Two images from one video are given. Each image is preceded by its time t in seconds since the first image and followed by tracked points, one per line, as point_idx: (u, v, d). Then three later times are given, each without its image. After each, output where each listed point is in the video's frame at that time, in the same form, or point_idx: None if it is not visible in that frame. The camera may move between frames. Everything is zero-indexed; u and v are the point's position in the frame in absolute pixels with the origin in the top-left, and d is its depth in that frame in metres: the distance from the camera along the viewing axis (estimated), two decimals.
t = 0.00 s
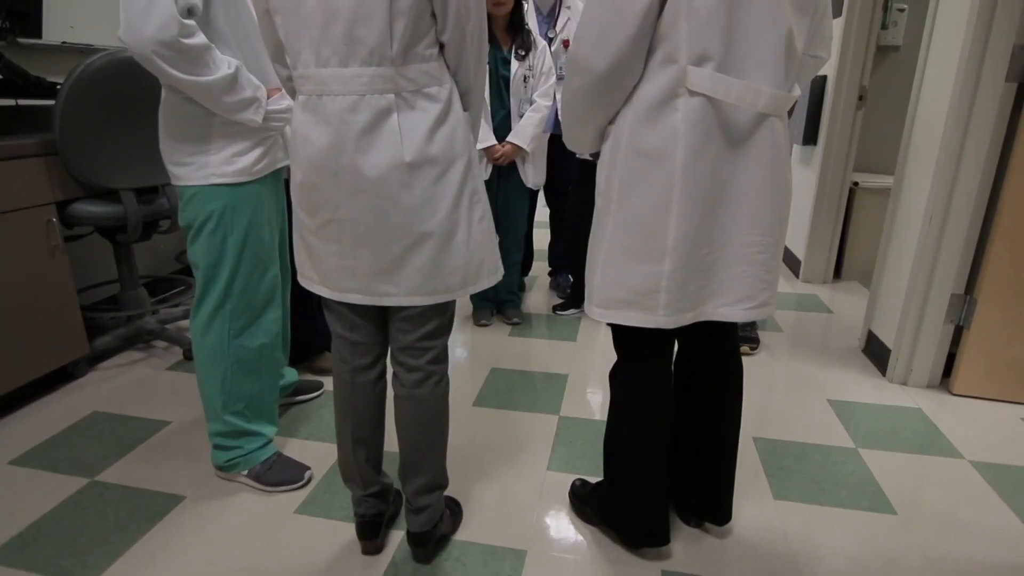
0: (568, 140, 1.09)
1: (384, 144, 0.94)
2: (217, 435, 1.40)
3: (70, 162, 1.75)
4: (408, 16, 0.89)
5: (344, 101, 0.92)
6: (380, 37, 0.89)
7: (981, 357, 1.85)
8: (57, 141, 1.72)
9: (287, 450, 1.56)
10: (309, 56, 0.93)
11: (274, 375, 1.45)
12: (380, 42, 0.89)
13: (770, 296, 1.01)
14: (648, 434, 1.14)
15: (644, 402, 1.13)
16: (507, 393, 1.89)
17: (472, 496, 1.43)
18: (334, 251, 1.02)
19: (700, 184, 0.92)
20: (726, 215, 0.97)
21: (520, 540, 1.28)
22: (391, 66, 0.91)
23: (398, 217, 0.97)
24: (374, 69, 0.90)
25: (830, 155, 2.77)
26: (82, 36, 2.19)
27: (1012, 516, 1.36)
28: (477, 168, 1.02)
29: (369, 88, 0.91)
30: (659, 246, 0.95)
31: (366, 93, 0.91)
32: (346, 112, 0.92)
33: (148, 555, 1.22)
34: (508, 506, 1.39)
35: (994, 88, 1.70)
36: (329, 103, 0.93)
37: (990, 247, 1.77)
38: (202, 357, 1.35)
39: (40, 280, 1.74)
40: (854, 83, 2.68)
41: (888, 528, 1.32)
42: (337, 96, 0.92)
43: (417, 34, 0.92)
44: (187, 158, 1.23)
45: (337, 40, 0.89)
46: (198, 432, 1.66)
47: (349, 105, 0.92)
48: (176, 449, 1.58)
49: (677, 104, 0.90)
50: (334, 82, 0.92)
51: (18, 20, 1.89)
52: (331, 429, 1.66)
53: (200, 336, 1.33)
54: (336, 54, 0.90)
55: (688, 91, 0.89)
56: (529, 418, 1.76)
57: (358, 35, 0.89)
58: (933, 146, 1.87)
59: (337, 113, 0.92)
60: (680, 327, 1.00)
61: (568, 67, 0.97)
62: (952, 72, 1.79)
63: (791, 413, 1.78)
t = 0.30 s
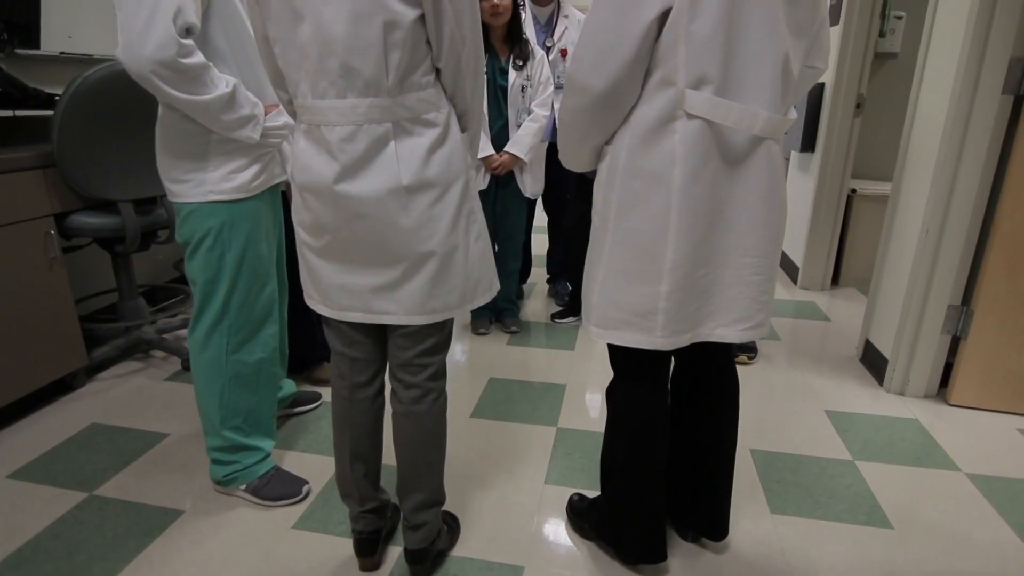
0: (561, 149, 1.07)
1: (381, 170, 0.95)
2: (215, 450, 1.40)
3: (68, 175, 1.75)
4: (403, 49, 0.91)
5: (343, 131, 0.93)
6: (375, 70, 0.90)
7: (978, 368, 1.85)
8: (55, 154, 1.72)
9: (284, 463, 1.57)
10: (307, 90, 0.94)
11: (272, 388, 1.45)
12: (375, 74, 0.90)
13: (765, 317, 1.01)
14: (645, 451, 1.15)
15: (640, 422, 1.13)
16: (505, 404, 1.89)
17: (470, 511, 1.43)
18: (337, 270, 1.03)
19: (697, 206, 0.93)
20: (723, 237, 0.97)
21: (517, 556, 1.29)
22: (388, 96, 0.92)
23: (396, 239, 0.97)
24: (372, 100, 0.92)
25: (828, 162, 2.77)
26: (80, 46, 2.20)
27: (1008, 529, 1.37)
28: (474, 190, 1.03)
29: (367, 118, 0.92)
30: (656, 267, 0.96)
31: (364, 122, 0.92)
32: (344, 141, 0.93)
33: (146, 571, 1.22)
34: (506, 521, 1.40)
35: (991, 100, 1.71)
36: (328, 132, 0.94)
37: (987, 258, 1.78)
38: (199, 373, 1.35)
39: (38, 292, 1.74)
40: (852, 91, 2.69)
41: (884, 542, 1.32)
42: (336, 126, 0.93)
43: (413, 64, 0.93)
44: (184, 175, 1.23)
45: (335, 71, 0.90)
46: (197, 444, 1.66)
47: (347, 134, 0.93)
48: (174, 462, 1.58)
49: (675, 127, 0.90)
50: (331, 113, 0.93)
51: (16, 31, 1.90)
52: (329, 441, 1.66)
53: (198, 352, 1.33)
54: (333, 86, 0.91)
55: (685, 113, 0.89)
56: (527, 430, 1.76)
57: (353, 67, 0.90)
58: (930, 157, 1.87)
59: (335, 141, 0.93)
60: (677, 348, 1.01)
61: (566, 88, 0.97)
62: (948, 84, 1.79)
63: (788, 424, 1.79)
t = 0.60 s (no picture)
0: (563, 174, 1.07)
1: (380, 193, 0.95)
2: (215, 464, 1.40)
3: (69, 187, 1.75)
4: (399, 76, 0.91)
5: (342, 156, 0.93)
6: (371, 95, 0.90)
7: (977, 380, 1.86)
8: (56, 166, 1.73)
9: (284, 475, 1.57)
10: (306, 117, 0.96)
11: (272, 402, 1.45)
12: (372, 100, 0.90)
13: (764, 337, 1.02)
14: (643, 471, 1.15)
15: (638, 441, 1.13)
16: (504, 415, 1.89)
17: (468, 525, 1.44)
18: (338, 290, 1.04)
19: (695, 230, 0.93)
20: (721, 259, 0.97)
21: (515, 572, 1.29)
22: (386, 121, 0.93)
23: (395, 261, 0.97)
24: (370, 125, 0.92)
25: (827, 170, 2.78)
26: (81, 56, 2.20)
27: (1005, 544, 1.37)
28: (473, 211, 1.03)
29: (365, 142, 0.93)
30: (655, 290, 0.96)
31: (362, 147, 0.93)
32: (342, 165, 0.94)
33: None
34: (504, 536, 1.40)
35: (989, 114, 1.71)
36: (327, 158, 0.94)
37: (986, 271, 1.78)
38: (199, 388, 1.35)
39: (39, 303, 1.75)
40: (852, 99, 2.69)
41: (881, 558, 1.33)
42: (335, 151, 0.94)
43: (411, 88, 0.94)
44: (185, 192, 1.24)
45: (332, 98, 0.91)
46: (197, 456, 1.66)
47: (346, 158, 0.93)
48: (174, 474, 1.58)
49: (675, 151, 0.91)
50: (330, 138, 0.94)
51: (17, 43, 1.90)
52: (329, 453, 1.67)
53: (198, 367, 1.33)
54: (331, 112, 0.92)
55: (684, 137, 0.90)
56: (526, 442, 1.76)
57: (351, 94, 0.90)
58: (930, 169, 1.87)
59: (334, 166, 0.94)
60: (675, 368, 1.01)
61: (566, 111, 0.97)
62: (948, 96, 1.79)
63: (787, 436, 1.79)
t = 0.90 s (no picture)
0: (562, 195, 1.08)
1: (372, 216, 0.95)
2: (215, 479, 1.40)
3: (69, 198, 1.76)
4: (389, 98, 0.91)
5: (334, 177, 0.94)
6: (362, 118, 0.90)
7: (974, 391, 1.86)
8: (56, 178, 1.73)
9: (284, 488, 1.58)
10: (300, 138, 0.97)
11: (271, 416, 1.46)
12: (363, 123, 0.90)
13: (760, 358, 1.02)
14: (639, 491, 1.13)
15: (632, 462, 1.11)
16: (503, 425, 1.89)
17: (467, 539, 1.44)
18: (334, 310, 1.04)
19: (692, 254, 0.93)
20: (718, 282, 0.98)
21: None
22: (376, 143, 0.93)
23: (391, 283, 0.98)
24: (360, 147, 0.93)
25: (826, 177, 2.78)
26: (80, 65, 2.21)
27: (1001, 558, 1.38)
28: (472, 231, 1.03)
29: (356, 164, 0.93)
30: (652, 312, 0.97)
31: (354, 169, 0.94)
32: (334, 186, 0.94)
33: None
34: (503, 549, 1.40)
35: (987, 126, 1.71)
36: (319, 178, 0.95)
37: (982, 283, 1.79)
38: (199, 403, 1.35)
39: (40, 315, 1.76)
40: (851, 107, 2.69)
41: (878, 573, 1.33)
42: (327, 172, 0.94)
43: (402, 110, 0.94)
44: (185, 210, 1.24)
45: (324, 120, 0.91)
46: (197, 468, 1.67)
47: (337, 179, 0.94)
48: (175, 487, 1.59)
49: (671, 176, 0.91)
50: (323, 161, 0.94)
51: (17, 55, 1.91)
52: (328, 465, 1.67)
53: (198, 383, 1.34)
54: (324, 134, 0.93)
55: (682, 163, 0.90)
56: (524, 453, 1.76)
57: (341, 116, 0.90)
58: (928, 180, 1.88)
59: (327, 187, 0.95)
60: (672, 389, 1.01)
61: (564, 134, 0.98)
62: (946, 108, 1.80)
63: (785, 446, 1.80)
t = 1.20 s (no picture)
0: (557, 214, 1.08)
1: (369, 238, 0.96)
2: (216, 491, 1.41)
3: (69, 210, 1.76)
4: (385, 121, 0.91)
5: (330, 199, 0.95)
6: (358, 140, 0.91)
7: (971, 401, 1.87)
8: (56, 191, 1.74)
9: (283, 500, 1.58)
10: (297, 159, 0.97)
11: (272, 429, 1.47)
12: (358, 145, 0.91)
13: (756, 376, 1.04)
14: (637, 508, 1.14)
15: (636, 478, 1.12)
16: (503, 435, 1.90)
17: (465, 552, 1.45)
18: (331, 329, 1.05)
19: (689, 275, 0.94)
20: (715, 302, 0.99)
21: None
22: (371, 165, 0.93)
23: (388, 304, 0.98)
24: (355, 169, 0.93)
25: (824, 185, 2.79)
26: (80, 75, 2.22)
27: (997, 571, 1.39)
28: (470, 250, 1.04)
29: (352, 186, 0.94)
30: (650, 332, 0.97)
31: (350, 191, 0.94)
32: (330, 208, 0.95)
33: None
34: (501, 562, 1.41)
35: (983, 138, 1.72)
36: (316, 199, 0.96)
37: (980, 294, 1.80)
38: (201, 417, 1.36)
39: (40, 327, 1.76)
40: (849, 115, 2.70)
41: None
42: (323, 194, 0.95)
43: (398, 132, 0.94)
44: (187, 226, 1.25)
45: (321, 142, 0.92)
46: (197, 480, 1.67)
47: (334, 201, 0.95)
48: (175, 499, 1.60)
49: (666, 200, 0.92)
50: (319, 182, 0.95)
51: (17, 66, 1.91)
52: (328, 477, 1.68)
53: (200, 397, 1.34)
54: (320, 156, 0.94)
55: (676, 186, 0.91)
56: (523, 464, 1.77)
57: (338, 138, 0.91)
58: (925, 190, 1.89)
59: (323, 209, 0.95)
60: (670, 408, 1.02)
61: (557, 156, 0.98)
62: (943, 120, 1.81)
63: (782, 457, 1.80)
